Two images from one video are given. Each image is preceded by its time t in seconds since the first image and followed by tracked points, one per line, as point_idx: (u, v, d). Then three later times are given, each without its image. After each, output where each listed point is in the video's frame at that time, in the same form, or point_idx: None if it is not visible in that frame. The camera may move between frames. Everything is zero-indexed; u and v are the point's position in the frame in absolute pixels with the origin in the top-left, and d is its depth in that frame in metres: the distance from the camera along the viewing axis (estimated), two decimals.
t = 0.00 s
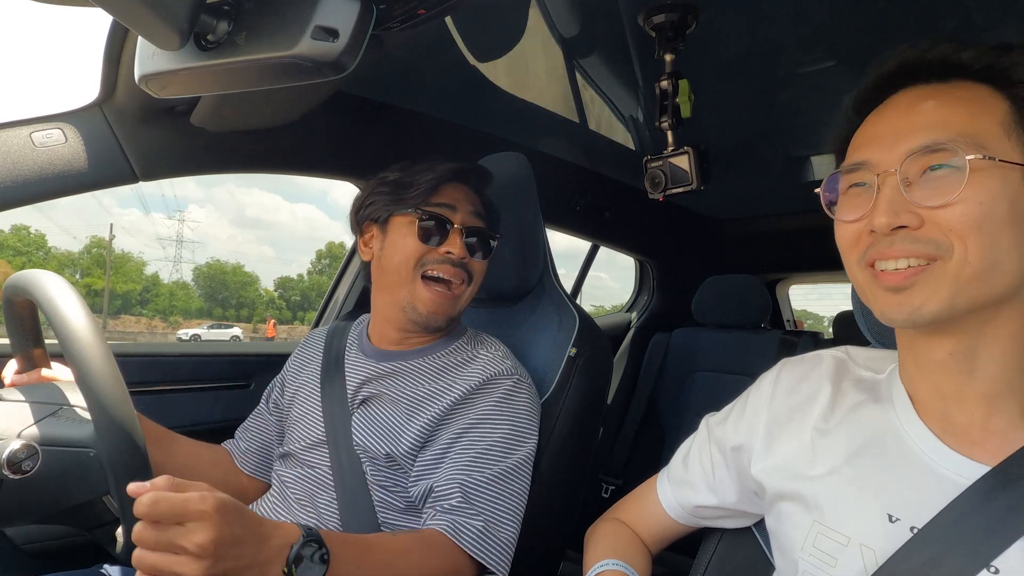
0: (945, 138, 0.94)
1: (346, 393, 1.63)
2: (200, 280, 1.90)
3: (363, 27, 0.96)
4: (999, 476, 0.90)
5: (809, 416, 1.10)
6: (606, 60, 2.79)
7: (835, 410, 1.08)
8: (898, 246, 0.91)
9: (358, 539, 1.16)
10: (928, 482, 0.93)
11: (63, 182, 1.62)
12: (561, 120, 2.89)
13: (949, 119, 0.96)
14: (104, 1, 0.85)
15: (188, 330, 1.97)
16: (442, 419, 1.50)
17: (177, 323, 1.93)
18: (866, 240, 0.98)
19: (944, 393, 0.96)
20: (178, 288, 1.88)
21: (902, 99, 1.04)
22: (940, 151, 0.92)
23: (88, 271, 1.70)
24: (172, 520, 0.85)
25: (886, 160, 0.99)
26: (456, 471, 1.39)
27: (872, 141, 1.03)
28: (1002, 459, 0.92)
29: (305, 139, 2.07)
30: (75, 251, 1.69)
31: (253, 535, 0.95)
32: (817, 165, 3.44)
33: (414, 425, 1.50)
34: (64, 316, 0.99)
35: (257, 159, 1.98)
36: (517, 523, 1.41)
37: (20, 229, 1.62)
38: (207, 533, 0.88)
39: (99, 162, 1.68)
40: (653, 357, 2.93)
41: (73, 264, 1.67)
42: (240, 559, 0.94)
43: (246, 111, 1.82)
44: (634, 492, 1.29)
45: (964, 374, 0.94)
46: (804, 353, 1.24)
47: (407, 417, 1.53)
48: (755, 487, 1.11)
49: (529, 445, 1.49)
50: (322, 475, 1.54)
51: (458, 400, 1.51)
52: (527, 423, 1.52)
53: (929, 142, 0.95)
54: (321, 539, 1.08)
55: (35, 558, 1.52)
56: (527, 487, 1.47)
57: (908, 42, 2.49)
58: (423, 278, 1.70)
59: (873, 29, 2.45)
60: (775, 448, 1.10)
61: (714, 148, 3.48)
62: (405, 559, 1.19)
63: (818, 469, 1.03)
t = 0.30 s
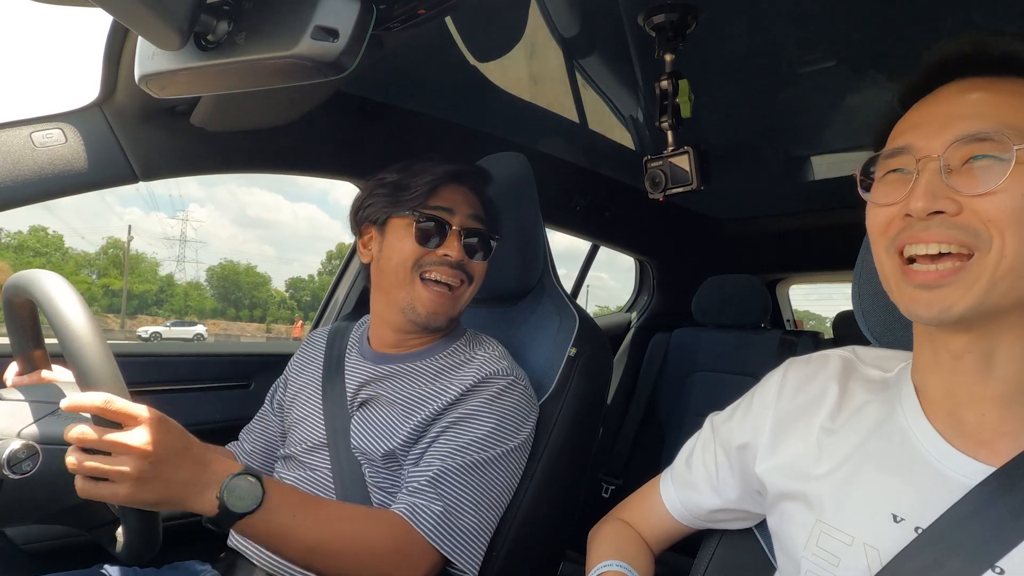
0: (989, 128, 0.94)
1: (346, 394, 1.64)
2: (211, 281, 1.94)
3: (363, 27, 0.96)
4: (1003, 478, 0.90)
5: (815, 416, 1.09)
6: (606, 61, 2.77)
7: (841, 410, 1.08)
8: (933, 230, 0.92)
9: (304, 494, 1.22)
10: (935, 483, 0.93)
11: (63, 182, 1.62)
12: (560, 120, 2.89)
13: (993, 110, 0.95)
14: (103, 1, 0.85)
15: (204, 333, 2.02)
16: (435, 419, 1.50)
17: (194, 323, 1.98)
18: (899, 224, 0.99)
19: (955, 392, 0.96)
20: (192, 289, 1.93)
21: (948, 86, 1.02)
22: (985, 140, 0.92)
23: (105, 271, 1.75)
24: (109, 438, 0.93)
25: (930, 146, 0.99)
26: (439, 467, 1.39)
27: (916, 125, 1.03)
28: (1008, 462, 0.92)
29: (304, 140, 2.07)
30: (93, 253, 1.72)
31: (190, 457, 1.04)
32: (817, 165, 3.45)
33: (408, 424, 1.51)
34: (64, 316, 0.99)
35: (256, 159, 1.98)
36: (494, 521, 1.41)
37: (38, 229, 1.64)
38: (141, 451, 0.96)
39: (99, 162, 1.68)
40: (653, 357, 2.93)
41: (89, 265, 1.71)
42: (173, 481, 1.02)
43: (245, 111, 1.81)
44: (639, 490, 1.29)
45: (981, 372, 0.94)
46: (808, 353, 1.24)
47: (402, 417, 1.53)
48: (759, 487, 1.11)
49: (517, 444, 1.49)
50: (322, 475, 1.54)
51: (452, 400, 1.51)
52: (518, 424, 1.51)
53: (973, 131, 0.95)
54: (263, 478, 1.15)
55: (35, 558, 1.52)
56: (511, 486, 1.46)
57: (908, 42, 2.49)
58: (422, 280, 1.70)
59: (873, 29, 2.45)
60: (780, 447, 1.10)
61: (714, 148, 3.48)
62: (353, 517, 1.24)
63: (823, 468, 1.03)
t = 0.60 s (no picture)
0: (982, 126, 0.95)
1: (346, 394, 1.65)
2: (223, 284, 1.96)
3: (363, 26, 0.96)
4: (1000, 476, 0.90)
5: (812, 416, 1.09)
6: (606, 61, 2.76)
7: (839, 410, 1.08)
8: (927, 226, 0.93)
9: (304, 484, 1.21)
10: (932, 482, 0.93)
11: (63, 182, 1.62)
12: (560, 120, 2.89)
13: (985, 110, 0.96)
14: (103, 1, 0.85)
15: (218, 338, 2.08)
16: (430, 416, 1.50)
17: (206, 326, 2.00)
18: (894, 221, 0.99)
19: (952, 392, 0.96)
20: (205, 293, 1.95)
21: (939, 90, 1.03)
22: (979, 139, 0.93)
23: (121, 275, 1.81)
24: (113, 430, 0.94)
25: (922, 145, 0.99)
26: (435, 461, 1.40)
27: (907, 128, 1.03)
28: (1004, 460, 0.92)
29: (304, 140, 2.07)
30: (109, 256, 1.79)
31: (193, 446, 1.04)
32: (817, 165, 3.45)
33: (404, 422, 1.51)
34: (64, 316, 0.99)
35: (256, 159, 1.98)
36: (490, 516, 1.41)
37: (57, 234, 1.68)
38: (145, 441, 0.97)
39: (98, 162, 1.68)
40: (653, 357, 2.93)
41: (104, 268, 1.77)
42: (179, 471, 1.01)
43: (245, 111, 1.81)
44: (637, 489, 1.29)
45: (975, 370, 0.94)
46: (808, 352, 1.24)
47: (398, 415, 1.54)
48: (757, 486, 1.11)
49: (513, 440, 1.49)
50: (323, 477, 1.55)
51: (446, 397, 1.52)
52: (514, 420, 1.51)
53: (966, 129, 0.96)
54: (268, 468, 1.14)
55: (35, 558, 1.52)
56: (508, 482, 1.46)
57: (908, 42, 2.49)
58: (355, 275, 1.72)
59: (874, 29, 2.45)
60: (779, 446, 1.10)
61: (714, 148, 3.48)
62: (352, 510, 1.24)
63: (820, 468, 1.03)
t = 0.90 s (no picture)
0: (977, 129, 0.95)
1: (347, 398, 1.67)
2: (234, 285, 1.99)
3: (363, 26, 0.96)
4: (1005, 479, 0.91)
5: (816, 417, 1.09)
6: (606, 61, 2.76)
7: (841, 411, 1.08)
8: (916, 233, 0.92)
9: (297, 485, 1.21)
10: (936, 484, 0.93)
11: (63, 182, 1.62)
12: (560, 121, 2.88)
13: (986, 112, 0.96)
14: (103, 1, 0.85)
15: (231, 337, 2.12)
16: (424, 415, 1.51)
17: (220, 327, 2.03)
18: (889, 228, 0.98)
19: (956, 395, 0.96)
20: (218, 294, 1.97)
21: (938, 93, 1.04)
22: (974, 142, 0.93)
23: (134, 277, 1.83)
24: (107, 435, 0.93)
25: (920, 149, 1.00)
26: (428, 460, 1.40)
27: (906, 130, 1.04)
28: (1008, 463, 0.92)
29: (304, 139, 2.07)
30: (122, 258, 1.80)
31: (187, 450, 1.03)
32: (817, 165, 3.45)
33: (399, 421, 1.52)
34: (64, 316, 0.99)
35: (256, 159, 1.99)
36: (486, 514, 1.41)
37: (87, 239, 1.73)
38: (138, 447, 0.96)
39: (98, 162, 1.67)
40: (653, 357, 2.93)
41: (119, 270, 1.79)
42: (172, 473, 1.00)
43: (245, 110, 1.81)
44: (639, 490, 1.28)
45: (978, 372, 0.94)
46: (809, 353, 1.24)
47: (394, 415, 1.55)
48: (760, 487, 1.11)
49: (508, 438, 1.48)
50: (323, 477, 1.56)
51: (440, 395, 1.52)
52: (509, 417, 1.51)
53: (960, 132, 0.96)
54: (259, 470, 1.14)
55: (35, 558, 1.52)
56: (504, 480, 1.46)
57: (908, 42, 2.49)
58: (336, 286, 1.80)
59: (874, 29, 2.45)
60: (781, 448, 1.09)
61: (714, 148, 3.48)
62: (344, 511, 1.24)
63: (824, 470, 1.02)
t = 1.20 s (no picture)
0: (952, 132, 0.96)
1: (346, 387, 1.68)
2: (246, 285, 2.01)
3: (363, 26, 0.96)
4: (1000, 475, 0.91)
5: (811, 415, 1.09)
6: (606, 61, 2.76)
7: (837, 409, 1.08)
8: (896, 236, 0.94)
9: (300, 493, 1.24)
10: (932, 481, 0.93)
11: (63, 182, 1.61)
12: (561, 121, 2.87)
13: (965, 116, 0.96)
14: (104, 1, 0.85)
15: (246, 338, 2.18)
16: (422, 403, 1.52)
17: (234, 327, 2.09)
18: (872, 230, 1.00)
19: (949, 393, 0.96)
20: (229, 295, 2.00)
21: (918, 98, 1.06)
22: (947, 145, 0.94)
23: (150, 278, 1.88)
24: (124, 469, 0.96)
25: (898, 153, 1.01)
26: (429, 451, 1.42)
27: (886, 134, 1.06)
28: (1004, 459, 0.92)
29: (304, 140, 2.07)
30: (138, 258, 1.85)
31: (197, 476, 1.05)
32: (817, 164, 3.44)
33: (397, 409, 1.53)
34: (64, 318, 0.96)
35: (256, 159, 1.99)
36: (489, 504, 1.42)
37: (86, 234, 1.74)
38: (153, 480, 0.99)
39: (98, 162, 1.67)
40: (653, 357, 2.93)
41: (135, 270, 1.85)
42: (182, 499, 1.04)
43: (245, 110, 1.81)
44: (636, 490, 1.29)
45: (968, 372, 0.94)
46: (806, 352, 1.24)
47: (392, 403, 1.56)
48: (757, 485, 1.11)
49: (507, 427, 1.50)
50: (320, 466, 1.57)
51: (438, 383, 1.53)
52: (508, 407, 1.52)
53: (937, 135, 0.97)
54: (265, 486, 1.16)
55: (35, 558, 1.52)
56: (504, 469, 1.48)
57: (908, 42, 2.49)
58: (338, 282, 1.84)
59: (874, 29, 2.45)
60: (777, 446, 1.10)
61: (714, 148, 3.48)
62: (348, 514, 1.27)
63: (820, 467, 1.03)
